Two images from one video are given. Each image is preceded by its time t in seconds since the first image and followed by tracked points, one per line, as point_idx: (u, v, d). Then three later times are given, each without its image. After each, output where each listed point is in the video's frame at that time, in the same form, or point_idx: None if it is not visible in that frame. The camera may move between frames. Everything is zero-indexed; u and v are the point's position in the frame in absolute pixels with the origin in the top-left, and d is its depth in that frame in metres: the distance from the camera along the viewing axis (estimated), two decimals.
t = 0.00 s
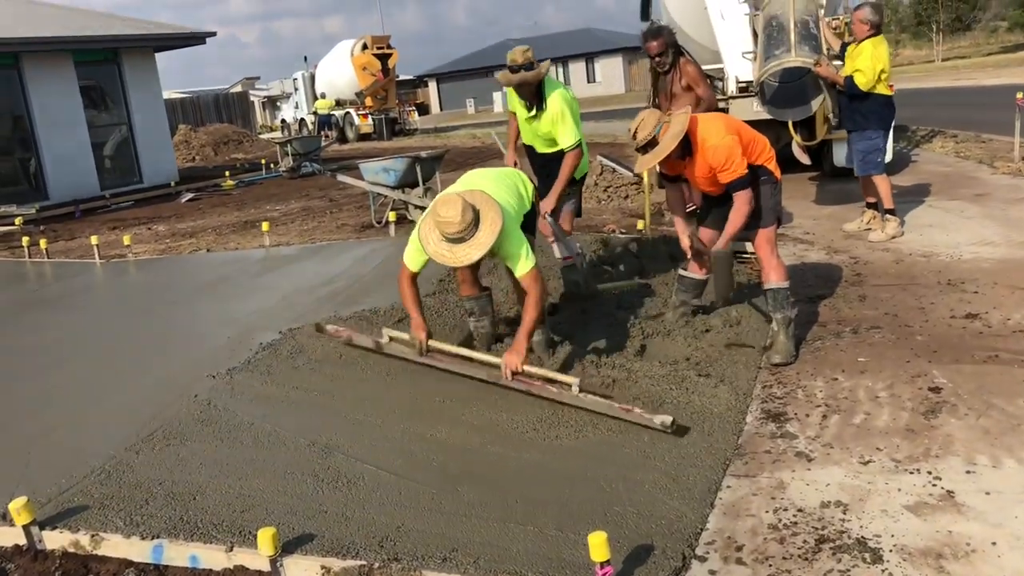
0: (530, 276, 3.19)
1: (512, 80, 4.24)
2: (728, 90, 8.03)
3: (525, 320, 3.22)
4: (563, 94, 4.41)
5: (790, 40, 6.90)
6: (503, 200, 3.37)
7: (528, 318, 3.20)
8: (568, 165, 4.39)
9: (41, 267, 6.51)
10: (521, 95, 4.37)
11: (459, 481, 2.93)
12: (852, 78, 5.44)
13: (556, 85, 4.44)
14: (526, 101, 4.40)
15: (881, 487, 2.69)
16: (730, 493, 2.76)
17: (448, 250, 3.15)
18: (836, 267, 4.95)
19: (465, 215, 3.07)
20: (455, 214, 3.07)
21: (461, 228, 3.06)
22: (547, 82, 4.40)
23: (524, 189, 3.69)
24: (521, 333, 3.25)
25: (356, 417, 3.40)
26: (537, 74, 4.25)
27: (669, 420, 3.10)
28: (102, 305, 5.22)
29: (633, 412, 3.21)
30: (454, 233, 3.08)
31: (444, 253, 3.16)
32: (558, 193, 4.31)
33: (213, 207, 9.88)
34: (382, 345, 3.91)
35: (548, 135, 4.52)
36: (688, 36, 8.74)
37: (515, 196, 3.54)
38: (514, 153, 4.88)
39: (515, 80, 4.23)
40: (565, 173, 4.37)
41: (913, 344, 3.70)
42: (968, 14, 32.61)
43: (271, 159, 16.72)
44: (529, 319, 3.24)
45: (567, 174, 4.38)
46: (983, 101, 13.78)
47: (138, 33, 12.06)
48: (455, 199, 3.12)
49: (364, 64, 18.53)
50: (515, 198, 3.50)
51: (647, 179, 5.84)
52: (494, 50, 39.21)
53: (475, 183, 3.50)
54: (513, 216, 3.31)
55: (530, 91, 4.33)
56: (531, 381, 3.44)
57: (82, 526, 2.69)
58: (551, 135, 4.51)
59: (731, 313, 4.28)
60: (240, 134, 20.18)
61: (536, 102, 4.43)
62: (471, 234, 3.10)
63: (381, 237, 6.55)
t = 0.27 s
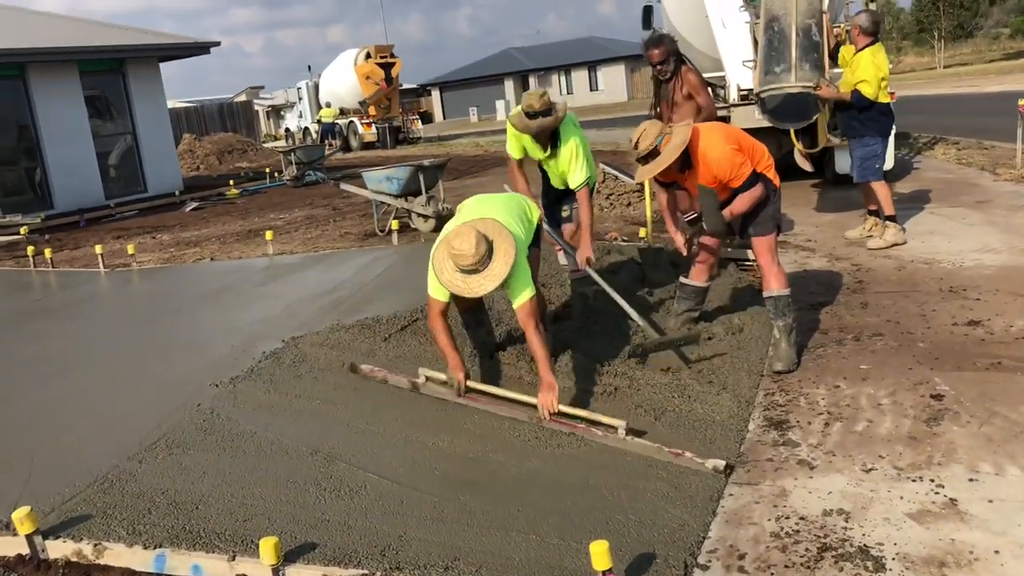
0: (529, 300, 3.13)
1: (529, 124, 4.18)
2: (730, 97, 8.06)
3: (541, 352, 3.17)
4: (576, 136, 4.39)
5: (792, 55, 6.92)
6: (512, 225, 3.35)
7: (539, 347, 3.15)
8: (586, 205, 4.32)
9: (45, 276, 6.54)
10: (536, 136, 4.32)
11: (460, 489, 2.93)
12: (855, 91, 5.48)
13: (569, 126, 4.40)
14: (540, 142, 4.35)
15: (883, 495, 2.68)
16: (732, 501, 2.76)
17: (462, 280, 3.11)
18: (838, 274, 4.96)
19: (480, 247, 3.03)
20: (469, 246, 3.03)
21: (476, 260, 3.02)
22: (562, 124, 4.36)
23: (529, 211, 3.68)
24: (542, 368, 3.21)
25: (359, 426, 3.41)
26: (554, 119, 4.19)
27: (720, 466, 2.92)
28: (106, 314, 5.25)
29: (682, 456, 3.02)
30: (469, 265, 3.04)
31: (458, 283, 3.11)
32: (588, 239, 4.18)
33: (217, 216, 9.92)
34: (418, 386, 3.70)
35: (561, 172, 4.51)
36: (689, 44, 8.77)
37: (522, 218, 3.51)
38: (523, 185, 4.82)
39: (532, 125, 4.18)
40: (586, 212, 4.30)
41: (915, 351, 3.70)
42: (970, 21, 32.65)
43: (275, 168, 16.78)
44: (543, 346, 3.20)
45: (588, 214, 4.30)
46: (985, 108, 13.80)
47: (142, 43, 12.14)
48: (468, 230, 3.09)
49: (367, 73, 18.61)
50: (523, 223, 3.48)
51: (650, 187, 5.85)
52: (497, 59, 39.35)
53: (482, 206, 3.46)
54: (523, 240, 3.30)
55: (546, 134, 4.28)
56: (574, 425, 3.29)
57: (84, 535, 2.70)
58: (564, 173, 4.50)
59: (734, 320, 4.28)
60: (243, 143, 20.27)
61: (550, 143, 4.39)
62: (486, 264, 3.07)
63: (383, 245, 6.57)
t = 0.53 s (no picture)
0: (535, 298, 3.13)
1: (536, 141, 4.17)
2: (729, 100, 8.05)
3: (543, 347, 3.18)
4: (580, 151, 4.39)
5: (793, 78, 6.81)
6: (510, 226, 3.32)
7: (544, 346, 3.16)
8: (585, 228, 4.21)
9: (43, 280, 6.54)
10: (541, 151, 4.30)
11: (458, 494, 2.91)
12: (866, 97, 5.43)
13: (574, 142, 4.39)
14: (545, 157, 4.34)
15: (883, 498, 2.67)
16: (732, 505, 2.75)
17: (462, 283, 3.10)
18: (838, 277, 4.94)
19: (481, 251, 3.02)
20: (470, 249, 3.02)
21: (477, 264, 3.01)
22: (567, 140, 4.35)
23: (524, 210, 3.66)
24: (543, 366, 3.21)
25: (357, 430, 3.40)
26: (562, 137, 4.18)
27: (714, 457, 2.97)
28: (104, 318, 5.24)
29: (676, 449, 3.06)
30: (470, 269, 3.03)
31: (459, 286, 3.10)
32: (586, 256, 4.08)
33: (217, 220, 9.92)
34: (415, 385, 3.70)
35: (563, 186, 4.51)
36: (689, 46, 8.77)
37: (518, 219, 3.49)
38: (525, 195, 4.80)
39: (539, 142, 4.17)
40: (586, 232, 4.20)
41: (915, 353, 3.69)
42: (969, 23, 32.68)
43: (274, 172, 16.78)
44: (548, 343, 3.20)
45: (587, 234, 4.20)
46: (985, 109, 13.80)
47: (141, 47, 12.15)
48: (469, 234, 3.08)
49: (367, 76, 18.64)
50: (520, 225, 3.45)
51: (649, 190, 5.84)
52: (497, 62, 39.39)
53: (478, 207, 3.42)
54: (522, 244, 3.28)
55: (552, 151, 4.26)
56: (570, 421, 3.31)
57: (81, 540, 2.69)
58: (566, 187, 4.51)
59: (733, 322, 4.27)
60: (243, 147, 20.28)
61: (555, 157, 4.38)
62: (487, 268, 3.06)
63: (382, 249, 6.56)
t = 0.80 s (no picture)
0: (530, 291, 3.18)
1: (532, 104, 4.23)
2: (728, 99, 8.05)
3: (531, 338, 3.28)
4: (577, 124, 4.44)
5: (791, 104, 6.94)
6: (502, 220, 3.33)
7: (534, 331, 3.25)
8: (580, 194, 4.40)
9: (43, 282, 6.54)
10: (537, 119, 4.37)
11: (458, 494, 2.91)
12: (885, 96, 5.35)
13: (572, 116, 4.46)
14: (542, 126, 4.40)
15: (883, 496, 2.67)
16: (732, 503, 2.75)
17: (451, 281, 3.17)
18: (837, 275, 4.94)
19: (466, 253, 3.05)
20: (455, 252, 3.06)
21: (462, 266, 3.06)
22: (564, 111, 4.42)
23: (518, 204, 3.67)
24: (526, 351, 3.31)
25: (357, 430, 3.40)
26: (559, 103, 4.25)
27: (685, 432, 3.14)
28: (104, 319, 5.24)
29: (650, 425, 3.22)
30: (456, 270, 3.08)
31: (448, 284, 3.17)
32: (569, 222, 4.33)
33: (216, 221, 9.91)
34: (397, 371, 3.82)
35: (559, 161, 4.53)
36: (687, 46, 8.77)
37: (511, 212, 3.50)
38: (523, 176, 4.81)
39: (535, 105, 4.23)
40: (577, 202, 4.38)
41: (914, 351, 3.69)
42: (967, 21, 32.67)
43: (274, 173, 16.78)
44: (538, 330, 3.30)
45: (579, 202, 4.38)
46: (983, 108, 13.80)
47: (140, 48, 12.14)
48: (455, 234, 3.10)
49: (366, 77, 18.63)
50: (512, 217, 3.46)
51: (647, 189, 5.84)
52: (496, 62, 39.38)
53: (471, 203, 3.45)
54: (512, 235, 3.28)
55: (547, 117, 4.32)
56: (548, 401, 3.46)
57: (81, 542, 2.69)
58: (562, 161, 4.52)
59: (732, 321, 4.28)
60: (242, 148, 20.27)
61: (551, 128, 4.43)
62: (473, 268, 3.11)
63: (381, 249, 6.56)
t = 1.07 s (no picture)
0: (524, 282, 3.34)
1: (525, 92, 4.23)
2: (727, 96, 8.05)
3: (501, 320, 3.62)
4: (573, 110, 4.44)
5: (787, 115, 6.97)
6: (497, 223, 3.31)
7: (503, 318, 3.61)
8: (577, 179, 4.42)
9: (43, 283, 6.55)
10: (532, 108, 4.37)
11: (459, 492, 2.92)
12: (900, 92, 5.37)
13: (567, 102, 4.46)
14: (537, 115, 4.39)
15: (883, 493, 2.67)
16: (732, 500, 2.75)
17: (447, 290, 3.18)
18: (837, 272, 4.95)
19: (459, 264, 3.07)
20: (449, 264, 3.07)
21: (457, 277, 3.07)
22: (559, 98, 4.41)
23: (515, 199, 3.66)
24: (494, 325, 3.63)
25: (358, 429, 3.40)
26: (552, 89, 4.25)
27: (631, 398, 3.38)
28: (104, 320, 5.24)
29: (599, 393, 3.46)
30: (452, 281, 3.09)
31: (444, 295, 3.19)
32: (564, 198, 4.37)
33: (216, 221, 9.92)
34: (361, 351, 4.05)
35: (558, 149, 4.53)
36: (686, 43, 8.77)
37: (507, 211, 3.47)
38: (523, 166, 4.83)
39: (528, 93, 4.23)
40: (573, 185, 4.40)
41: (914, 348, 3.69)
42: (967, 17, 32.64)
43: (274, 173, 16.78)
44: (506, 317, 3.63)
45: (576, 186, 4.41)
46: (983, 104, 13.80)
47: (139, 49, 12.14)
48: (447, 245, 3.11)
49: (365, 76, 18.68)
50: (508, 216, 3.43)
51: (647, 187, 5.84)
52: (495, 60, 39.36)
53: (465, 202, 3.41)
54: (506, 238, 3.28)
55: (542, 104, 4.31)
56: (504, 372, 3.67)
57: (83, 542, 2.70)
58: (560, 148, 4.52)
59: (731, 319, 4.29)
60: (242, 148, 20.28)
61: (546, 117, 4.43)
62: (469, 278, 3.12)
63: (381, 248, 6.56)
